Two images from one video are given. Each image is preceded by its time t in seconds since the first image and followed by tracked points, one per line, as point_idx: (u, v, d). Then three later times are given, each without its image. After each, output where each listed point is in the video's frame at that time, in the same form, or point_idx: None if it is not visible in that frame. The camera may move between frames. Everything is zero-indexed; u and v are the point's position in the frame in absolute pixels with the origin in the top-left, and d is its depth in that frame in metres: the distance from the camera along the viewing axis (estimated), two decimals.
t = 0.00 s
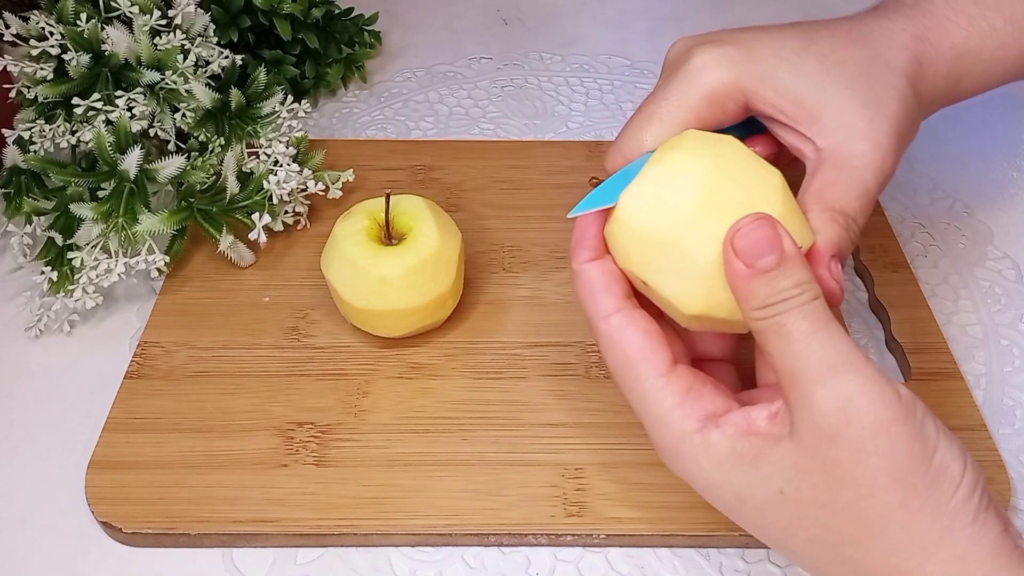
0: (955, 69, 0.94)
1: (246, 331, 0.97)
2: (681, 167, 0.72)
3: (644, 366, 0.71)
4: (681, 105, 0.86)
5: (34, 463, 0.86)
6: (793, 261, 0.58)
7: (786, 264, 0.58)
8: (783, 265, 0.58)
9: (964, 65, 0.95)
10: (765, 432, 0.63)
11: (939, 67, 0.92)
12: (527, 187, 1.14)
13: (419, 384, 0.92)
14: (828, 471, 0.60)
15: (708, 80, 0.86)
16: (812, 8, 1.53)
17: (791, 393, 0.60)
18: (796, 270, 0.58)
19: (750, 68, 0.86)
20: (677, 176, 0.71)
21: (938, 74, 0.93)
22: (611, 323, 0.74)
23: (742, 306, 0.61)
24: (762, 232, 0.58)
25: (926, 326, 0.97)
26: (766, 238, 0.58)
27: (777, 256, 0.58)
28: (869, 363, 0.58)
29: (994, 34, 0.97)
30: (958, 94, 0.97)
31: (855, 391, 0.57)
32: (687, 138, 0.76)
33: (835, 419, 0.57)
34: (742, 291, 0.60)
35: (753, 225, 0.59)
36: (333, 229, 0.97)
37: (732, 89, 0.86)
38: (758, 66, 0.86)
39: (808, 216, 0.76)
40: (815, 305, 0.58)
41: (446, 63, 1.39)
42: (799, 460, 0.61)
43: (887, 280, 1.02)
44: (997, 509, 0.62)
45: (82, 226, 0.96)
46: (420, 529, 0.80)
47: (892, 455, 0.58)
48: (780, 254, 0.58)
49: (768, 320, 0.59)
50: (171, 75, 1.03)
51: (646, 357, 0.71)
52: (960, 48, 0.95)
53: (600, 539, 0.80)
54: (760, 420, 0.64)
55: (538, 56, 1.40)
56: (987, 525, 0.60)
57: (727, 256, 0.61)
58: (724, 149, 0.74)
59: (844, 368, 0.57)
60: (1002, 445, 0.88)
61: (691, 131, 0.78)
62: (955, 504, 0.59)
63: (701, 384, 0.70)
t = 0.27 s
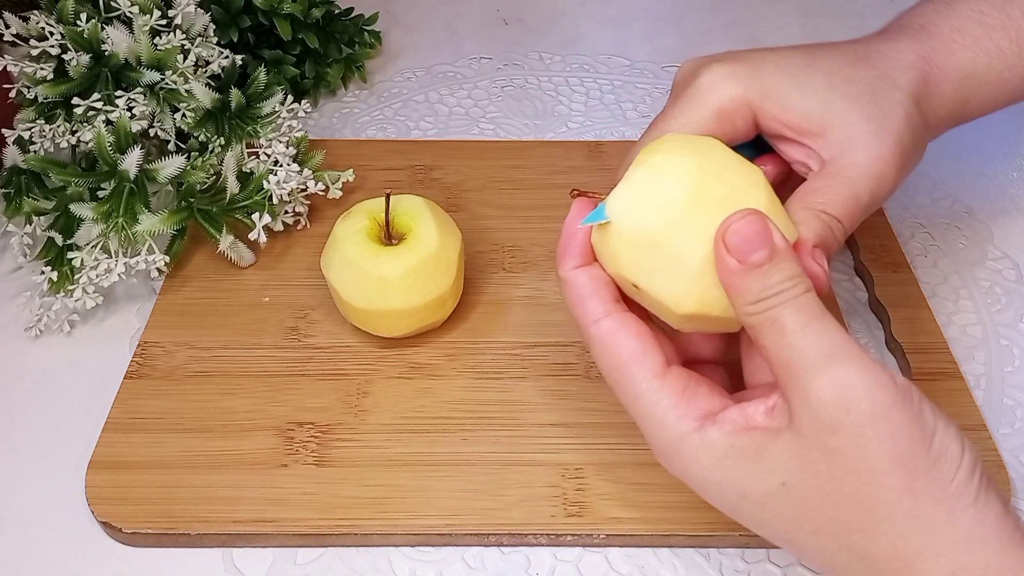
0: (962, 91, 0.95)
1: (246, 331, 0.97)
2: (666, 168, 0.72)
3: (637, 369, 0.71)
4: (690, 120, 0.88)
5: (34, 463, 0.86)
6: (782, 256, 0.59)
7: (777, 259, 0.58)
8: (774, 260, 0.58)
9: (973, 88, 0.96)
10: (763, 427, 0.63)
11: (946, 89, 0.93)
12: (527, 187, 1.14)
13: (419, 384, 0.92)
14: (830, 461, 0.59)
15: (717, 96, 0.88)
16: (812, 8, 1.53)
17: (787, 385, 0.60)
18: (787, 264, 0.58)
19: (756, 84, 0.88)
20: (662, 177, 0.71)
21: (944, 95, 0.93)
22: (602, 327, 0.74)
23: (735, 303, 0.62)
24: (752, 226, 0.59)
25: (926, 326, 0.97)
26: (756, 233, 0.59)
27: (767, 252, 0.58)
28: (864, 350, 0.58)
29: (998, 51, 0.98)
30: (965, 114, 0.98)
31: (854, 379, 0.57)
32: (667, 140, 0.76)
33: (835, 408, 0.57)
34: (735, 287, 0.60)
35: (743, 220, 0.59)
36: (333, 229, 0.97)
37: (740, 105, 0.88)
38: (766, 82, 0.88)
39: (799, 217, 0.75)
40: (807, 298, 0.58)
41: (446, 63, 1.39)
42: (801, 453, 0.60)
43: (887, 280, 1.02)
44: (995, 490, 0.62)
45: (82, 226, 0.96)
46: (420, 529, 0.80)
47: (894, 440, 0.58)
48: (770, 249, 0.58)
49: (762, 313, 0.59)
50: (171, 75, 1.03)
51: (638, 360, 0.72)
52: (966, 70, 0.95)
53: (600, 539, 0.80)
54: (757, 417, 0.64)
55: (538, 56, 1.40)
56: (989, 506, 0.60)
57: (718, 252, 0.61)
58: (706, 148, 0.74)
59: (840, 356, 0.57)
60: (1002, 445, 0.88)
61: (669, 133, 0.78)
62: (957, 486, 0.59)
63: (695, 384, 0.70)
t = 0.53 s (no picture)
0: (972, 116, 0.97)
1: (245, 331, 0.97)
2: (649, 167, 0.73)
3: (639, 370, 0.71)
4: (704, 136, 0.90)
5: (34, 463, 0.86)
6: (774, 236, 0.61)
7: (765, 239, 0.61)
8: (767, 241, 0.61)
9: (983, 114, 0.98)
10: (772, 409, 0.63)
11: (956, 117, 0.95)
12: (527, 187, 1.14)
13: (419, 384, 0.92)
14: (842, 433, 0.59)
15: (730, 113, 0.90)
16: (812, 8, 1.53)
17: (792, 362, 0.61)
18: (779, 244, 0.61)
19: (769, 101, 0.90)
20: (646, 176, 0.73)
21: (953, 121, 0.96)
22: (600, 334, 0.73)
23: (733, 288, 0.64)
24: (745, 209, 0.62)
25: (926, 326, 0.97)
26: (748, 215, 0.62)
27: (759, 233, 0.61)
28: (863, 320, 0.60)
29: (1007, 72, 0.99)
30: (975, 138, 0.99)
31: (856, 347, 0.58)
32: (644, 143, 0.78)
33: (841, 376, 0.58)
34: (731, 270, 0.63)
35: (735, 204, 0.62)
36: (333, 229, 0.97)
37: (753, 123, 0.90)
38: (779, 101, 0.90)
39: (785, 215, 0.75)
40: (801, 274, 0.61)
41: (447, 63, 1.39)
42: (812, 428, 0.61)
43: (887, 280, 1.02)
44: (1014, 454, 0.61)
45: (82, 226, 0.96)
46: (420, 529, 0.80)
47: (903, 403, 0.58)
48: (761, 231, 0.61)
49: (762, 294, 0.62)
50: (171, 75, 1.03)
51: (640, 361, 0.71)
52: (976, 94, 0.97)
53: (600, 539, 0.80)
54: (765, 402, 0.65)
55: (539, 56, 1.40)
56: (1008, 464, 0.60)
57: (711, 238, 0.64)
58: (684, 145, 0.76)
59: (839, 326, 0.59)
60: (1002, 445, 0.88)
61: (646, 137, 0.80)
62: (973, 444, 0.59)
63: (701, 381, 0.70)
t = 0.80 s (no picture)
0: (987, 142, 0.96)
1: (245, 331, 0.97)
2: (629, 173, 0.74)
3: (645, 379, 0.69)
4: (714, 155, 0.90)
5: (34, 463, 0.86)
6: (763, 216, 0.63)
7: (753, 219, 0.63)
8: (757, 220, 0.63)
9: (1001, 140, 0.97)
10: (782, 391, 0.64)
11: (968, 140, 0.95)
12: (527, 187, 1.14)
13: (419, 384, 0.92)
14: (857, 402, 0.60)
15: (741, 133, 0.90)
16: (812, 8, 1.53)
17: (796, 338, 0.62)
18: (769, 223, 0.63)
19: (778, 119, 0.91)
20: (627, 181, 0.73)
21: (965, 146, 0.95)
22: (597, 348, 0.72)
23: (730, 274, 0.65)
24: (734, 193, 0.63)
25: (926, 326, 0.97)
26: (738, 199, 0.63)
27: (750, 214, 0.63)
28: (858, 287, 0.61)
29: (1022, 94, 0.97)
30: (993, 163, 0.98)
31: (857, 313, 0.59)
32: (612, 152, 0.79)
33: (849, 343, 0.59)
34: (726, 253, 0.64)
35: (724, 188, 0.64)
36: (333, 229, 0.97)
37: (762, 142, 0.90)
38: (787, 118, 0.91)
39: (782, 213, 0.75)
40: (792, 249, 0.62)
41: (447, 63, 1.39)
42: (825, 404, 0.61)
43: (887, 280, 1.02)
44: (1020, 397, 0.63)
45: (82, 226, 0.96)
46: (420, 529, 0.80)
47: (912, 359, 0.59)
48: (750, 212, 0.63)
49: (758, 273, 0.62)
50: (171, 75, 1.03)
51: (645, 368, 0.70)
52: (992, 118, 0.96)
53: (600, 539, 0.80)
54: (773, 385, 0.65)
55: (539, 56, 1.40)
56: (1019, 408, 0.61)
57: (704, 223, 0.65)
58: (653, 146, 0.77)
59: (838, 296, 0.60)
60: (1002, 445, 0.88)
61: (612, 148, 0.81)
62: (984, 392, 0.60)
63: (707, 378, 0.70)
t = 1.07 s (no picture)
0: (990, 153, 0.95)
1: (245, 331, 0.97)
2: (620, 184, 0.75)
3: (653, 395, 0.67)
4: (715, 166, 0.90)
5: (34, 463, 0.86)
6: (762, 207, 0.66)
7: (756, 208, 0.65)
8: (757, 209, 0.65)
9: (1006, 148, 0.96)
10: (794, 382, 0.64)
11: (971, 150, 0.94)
12: (527, 187, 1.14)
13: (419, 384, 0.92)
14: (872, 384, 0.60)
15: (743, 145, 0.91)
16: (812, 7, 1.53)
17: (802, 325, 0.63)
18: (768, 214, 0.65)
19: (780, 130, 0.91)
20: (621, 192, 0.74)
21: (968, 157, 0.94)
22: (604, 367, 0.69)
23: (732, 265, 0.67)
24: (735, 184, 0.65)
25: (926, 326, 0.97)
26: (740, 189, 0.65)
27: (750, 203, 0.65)
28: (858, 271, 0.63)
29: None
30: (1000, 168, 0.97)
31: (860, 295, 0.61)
32: (589, 169, 0.79)
33: (856, 324, 0.60)
34: (727, 243, 0.66)
35: (724, 179, 0.65)
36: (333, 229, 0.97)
37: (763, 152, 0.91)
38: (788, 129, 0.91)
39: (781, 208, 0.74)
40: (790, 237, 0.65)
41: (447, 63, 1.39)
42: (838, 390, 0.61)
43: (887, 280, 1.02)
44: None
45: (82, 226, 0.96)
46: (420, 529, 0.80)
47: (919, 334, 0.60)
48: (751, 202, 0.65)
49: (760, 262, 0.64)
50: (171, 75, 1.03)
51: (653, 383, 0.68)
52: (997, 125, 0.96)
53: (600, 539, 0.80)
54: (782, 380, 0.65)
55: (539, 56, 1.40)
56: None
57: (705, 214, 0.67)
58: (630, 157, 0.78)
59: (839, 280, 0.62)
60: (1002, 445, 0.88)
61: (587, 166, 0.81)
62: (996, 360, 0.60)
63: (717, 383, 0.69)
